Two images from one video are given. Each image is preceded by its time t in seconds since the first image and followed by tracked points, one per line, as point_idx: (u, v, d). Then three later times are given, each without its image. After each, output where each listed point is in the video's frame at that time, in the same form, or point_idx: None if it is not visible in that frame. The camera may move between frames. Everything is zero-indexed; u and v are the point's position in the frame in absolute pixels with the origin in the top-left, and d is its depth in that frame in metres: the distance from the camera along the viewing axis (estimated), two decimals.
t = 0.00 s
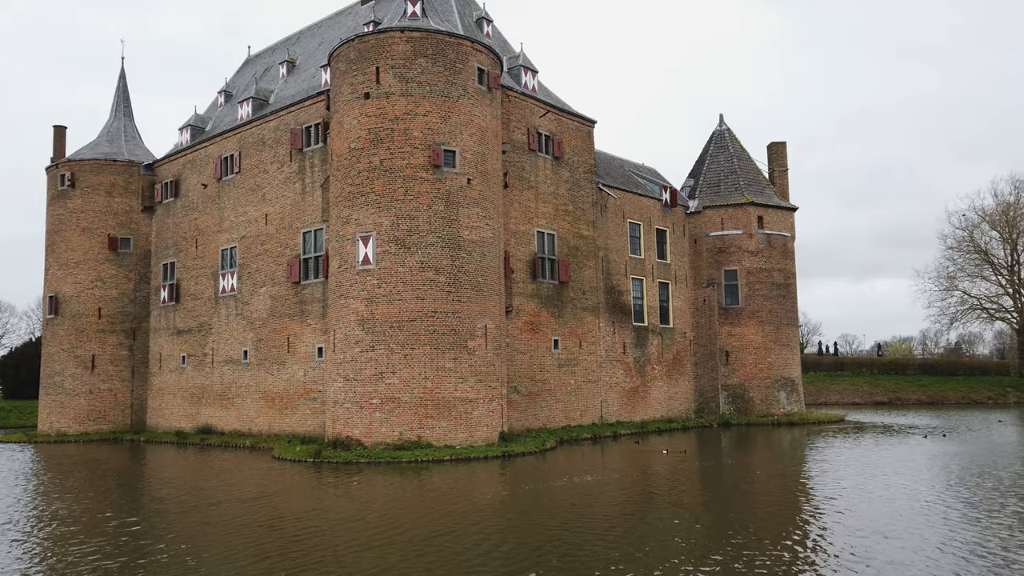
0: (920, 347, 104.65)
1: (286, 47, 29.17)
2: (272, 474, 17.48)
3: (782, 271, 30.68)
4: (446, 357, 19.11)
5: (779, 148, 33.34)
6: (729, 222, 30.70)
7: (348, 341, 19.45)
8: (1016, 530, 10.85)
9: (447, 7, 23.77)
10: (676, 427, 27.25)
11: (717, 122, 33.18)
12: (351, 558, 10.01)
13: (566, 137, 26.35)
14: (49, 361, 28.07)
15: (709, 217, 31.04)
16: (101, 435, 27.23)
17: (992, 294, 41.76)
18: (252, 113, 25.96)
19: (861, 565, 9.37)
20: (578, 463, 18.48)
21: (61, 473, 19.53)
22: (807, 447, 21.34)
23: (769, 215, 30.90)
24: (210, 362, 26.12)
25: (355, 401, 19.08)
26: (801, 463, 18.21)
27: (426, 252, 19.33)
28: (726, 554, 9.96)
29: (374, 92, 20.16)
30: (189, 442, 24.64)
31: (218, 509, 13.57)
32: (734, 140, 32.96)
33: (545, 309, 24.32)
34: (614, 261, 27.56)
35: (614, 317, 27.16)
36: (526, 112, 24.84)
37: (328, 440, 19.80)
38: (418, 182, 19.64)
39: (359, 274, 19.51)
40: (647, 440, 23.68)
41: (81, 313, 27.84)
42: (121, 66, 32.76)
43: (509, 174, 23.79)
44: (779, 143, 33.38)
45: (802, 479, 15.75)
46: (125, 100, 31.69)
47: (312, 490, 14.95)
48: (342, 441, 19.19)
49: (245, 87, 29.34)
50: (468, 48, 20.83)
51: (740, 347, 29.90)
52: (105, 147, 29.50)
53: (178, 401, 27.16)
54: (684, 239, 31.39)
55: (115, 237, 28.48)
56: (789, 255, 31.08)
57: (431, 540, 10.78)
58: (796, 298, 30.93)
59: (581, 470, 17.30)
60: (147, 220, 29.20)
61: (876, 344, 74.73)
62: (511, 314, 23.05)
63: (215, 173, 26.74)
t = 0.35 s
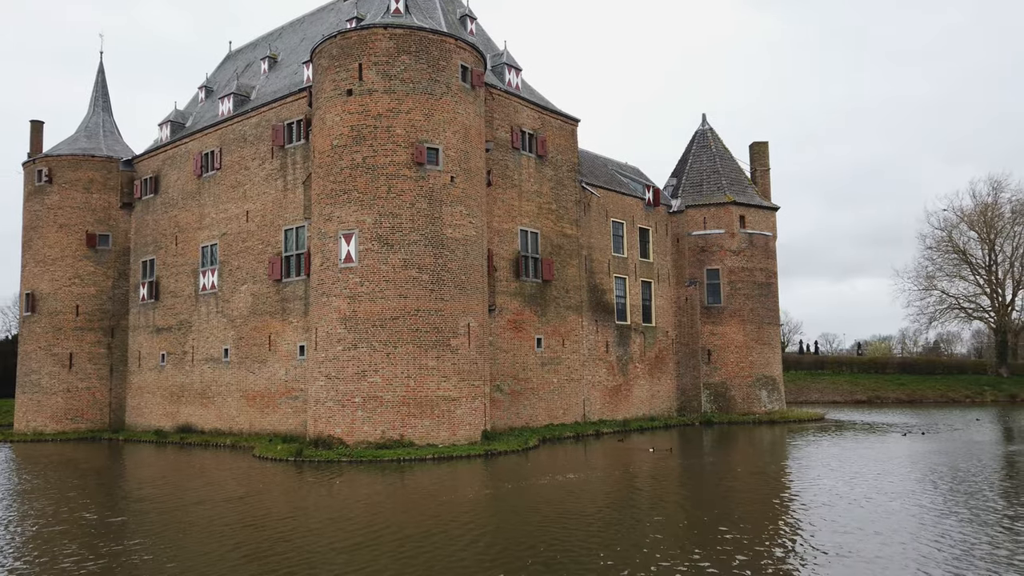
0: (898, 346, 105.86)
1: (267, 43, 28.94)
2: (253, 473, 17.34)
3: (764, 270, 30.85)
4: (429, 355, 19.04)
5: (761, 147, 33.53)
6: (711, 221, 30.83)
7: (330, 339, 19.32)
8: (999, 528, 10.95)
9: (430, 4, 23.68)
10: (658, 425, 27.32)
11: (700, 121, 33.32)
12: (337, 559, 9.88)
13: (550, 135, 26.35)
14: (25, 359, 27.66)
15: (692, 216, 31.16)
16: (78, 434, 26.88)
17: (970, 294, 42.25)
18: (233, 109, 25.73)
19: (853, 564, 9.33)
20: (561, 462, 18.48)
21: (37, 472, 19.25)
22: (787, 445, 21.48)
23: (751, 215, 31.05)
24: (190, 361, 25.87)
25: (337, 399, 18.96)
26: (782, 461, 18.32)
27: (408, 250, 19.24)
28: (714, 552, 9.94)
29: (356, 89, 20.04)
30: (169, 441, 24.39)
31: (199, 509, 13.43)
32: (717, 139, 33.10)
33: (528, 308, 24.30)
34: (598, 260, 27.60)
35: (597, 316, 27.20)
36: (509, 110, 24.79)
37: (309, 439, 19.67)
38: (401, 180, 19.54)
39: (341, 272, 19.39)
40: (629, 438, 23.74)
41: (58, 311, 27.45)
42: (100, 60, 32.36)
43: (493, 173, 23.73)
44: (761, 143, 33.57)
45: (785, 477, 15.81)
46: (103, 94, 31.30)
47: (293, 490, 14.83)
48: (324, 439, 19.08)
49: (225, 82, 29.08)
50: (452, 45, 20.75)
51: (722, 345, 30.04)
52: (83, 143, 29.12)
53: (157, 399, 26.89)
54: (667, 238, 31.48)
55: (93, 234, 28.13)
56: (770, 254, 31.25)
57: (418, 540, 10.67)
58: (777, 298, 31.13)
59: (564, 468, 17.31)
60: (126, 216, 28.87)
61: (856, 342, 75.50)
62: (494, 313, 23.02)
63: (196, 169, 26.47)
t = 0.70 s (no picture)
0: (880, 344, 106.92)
1: (251, 38, 28.72)
2: (235, 472, 17.21)
3: (748, 270, 30.98)
4: (414, 354, 18.97)
5: (746, 147, 33.68)
6: (696, 220, 30.93)
7: (314, 337, 19.22)
8: (980, 525, 11.04)
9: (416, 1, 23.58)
10: (642, 423, 27.39)
11: (685, 121, 33.42)
12: (323, 559, 9.80)
13: (536, 133, 26.33)
14: (4, 357, 27.21)
15: (677, 215, 31.25)
16: (58, 433, 26.58)
17: (951, 294, 42.67)
18: (216, 105, 25.52)
19: (837, 562, 9.35)
20: (545, 460, 18.49)
21: (16, 472, 19.00)
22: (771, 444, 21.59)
23: (736, 214, 31.17)
24: (172, 359, 25.65)
25: (321, 398, 18.86)
26: (765, 459, 18.43)
27: (393, 248, 19.16)
28: (700, 550, 9.95)
29: (341, 86, 19.93)
30: (150, 440, 24.16)
31: (181, 508, 13.34)
32: (702, 139, 33.21)
33: (514, 306, 24.28)
34: (583, 258, 27.63)
35: (582, 314, 27.23)
36: (495, 108, 24.74)
37: (293, 438, 19.54)
38: (386, 177, 19.46)
39: (326, 270, 19.28)
40: (613, 436, 23.78)
41: (38, 308, 27.09)
42: (80, 55, 32.01)
43: (478, 171, 23.68)
44: (746, 143, 33.72)
45: (767, 475, 15.89)
46: (84, 89, 30.96)
47: (276, 489, 14.73)
48: (307, 438, 18.97)
49: (209, 78, 28.85)
50: (437, 43, 20.67)
51: (706, 344, 30.15)
52: (63, 138, 28.78)
53: (139, 398, 26.64)
54: (652, 237, 31.55)
55: (74, 231, 27.82)
56: (754, 253, 31.39)
57: (404, 540, 10.61)
58: (761, 297, 31.29)
59: (548, 467, 17.33)
60: (106, 213, 28.57)
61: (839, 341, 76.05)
62: (479, 311, 22.97)
63: (178, 165, 26.23)
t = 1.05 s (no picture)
0: (863, 344, 107.79)
1: (236, 35, 28.51)
2: (219, 472, 17.06)
3: (733, 269, 31.10)
4: (399, 353, 18.90)
5: (731, 147, 33.81)
6: (681, 219, 31.02)
7: (299, 336, 19.10)
8: (964, 524, 11.14)
9: None
10: (628, 422, 27.43)
11: (671, 120, 33.51)
12: (315, 559, 9.72)
13: (522, 132, 26.30)
14: None
15: (662, 215, 31.33)
16: (39, 432, 26.27)
17: (934, 293, 43.06)
18: (200, 102, 25.32)
19: (828, 561, 9.35)
20: (531, 459, 18.48)
21: None
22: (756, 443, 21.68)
23: (721, 213, 31.28)
24: (156, 358, 25.43)
25: (305, 397, 18.75)
26: (749, 458, 18.53)
27: (379, 246, 19.08)
28: (690, 548, 9.95)
29: (327, 83, 19.81)
30: (132, 439, 23.93)
31: (165, 508, 13.21)
32: (688, 138, 33.31)
33: (500, 305, 24.25)
34: (569, 257, 27.64)
35: (569, 313, 27.24)
36: (481, 107, 24.68)
37: (277, 437, 19.41)
38: (372, 175, 19.37)
39: (311, 268, 19.17)
40: (599, 435, 23.80)
41: (18, 306, 26.72)
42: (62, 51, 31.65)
43: (465, 169, 23.61)
44: (731, 143, 33.86)
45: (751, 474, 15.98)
46: (66, 85, 30.62)
47: (261, 488, 14.63)
48: (292, 437, 18.85)
49: (193, 74, 28.61)
50: (424, 41, 20.61)
51: (691, 343, 30.26)
52: (45, 134, 28.44)
53: (121, 397, 26.39)
54: (638, 236, 31.61)
55: (55, 228, 27.50)
56: (739, 253, 31.52)
57: (394, 539, 10.54)
58: (745, 296, 31.43)
59: (534, 466, 17.31)
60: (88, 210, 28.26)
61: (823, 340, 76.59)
62: (465, 310, 22.92)
63: (162, 162, 25.99)
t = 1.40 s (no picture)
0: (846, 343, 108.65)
1: (219, 31, 28.28)
2: (202, 472, 16.92)
3: (718, 269, 31.22)
4: (384, 352, 18.82)
5: (716, 147, 33.93)
6: (667, 219, 31.09)
7: (283, 335, 18.97)
8: (949, 523, 11.21)
9: None
10: (613, 421, 27.48)
11: (657, 120, 33.58)
12: (301, 559, 9.64)
13: (508, 131, 26.26)
14: None
15: (648, 214, 31.39)
16: (19, 431, 25.95)
17: (916, 293, 43.45)
18: (183, 98, 25.09)
19: (816, 561, 9.35)
20: (516, 458, 18.47)
21: None
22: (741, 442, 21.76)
23: (706, 213, 31.38)
24: (137, 357, 25.18)
25: (289, 397, 18.63)
26: (733, 457, 18.60)
27: (364, 245, 18.98)
28: (679, 547, 9.94)
29: (311, 81, 19.68)
30: (114, 439, 23.69)
31: (148, 508, 13.08)
32: (673, 138, 33.39)
33: (485, 304, 24.21)
34: (555, 257, 27.63)
35: (554, 313, 27.24)
36: (467, 105, 24.61)
37: (260, 437, 19.27)
38: (357, 173, 19.26)
39: (295, 267, 19.04)
40: (584, 435, 23.82)
41: None
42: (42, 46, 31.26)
43: (450, 168, 23.54)
44: (716, 143, 33.98)
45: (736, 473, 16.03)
46: (47, 81, 30.25)
47: (245, 488, 14.52)
48: (276, 437, 18.73)
49: (176, 70, 28.36)
50: (409, 39, 20.52)
51: (676, 343, 30.35)
52: (25, 130, 28.07)
53: (103, 396, 26.12)
54: (624, 236, 31.65)
55: (35, 225, 27.17)
56: (724, 253, 31.63)
57: (379, 539, 10.50)
58: (730, 296, 31.56)
59: (520, 465, 17.29)
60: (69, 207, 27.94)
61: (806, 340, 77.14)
62: (450, 308, 22.86)
63: (144, 159, 25.74)
